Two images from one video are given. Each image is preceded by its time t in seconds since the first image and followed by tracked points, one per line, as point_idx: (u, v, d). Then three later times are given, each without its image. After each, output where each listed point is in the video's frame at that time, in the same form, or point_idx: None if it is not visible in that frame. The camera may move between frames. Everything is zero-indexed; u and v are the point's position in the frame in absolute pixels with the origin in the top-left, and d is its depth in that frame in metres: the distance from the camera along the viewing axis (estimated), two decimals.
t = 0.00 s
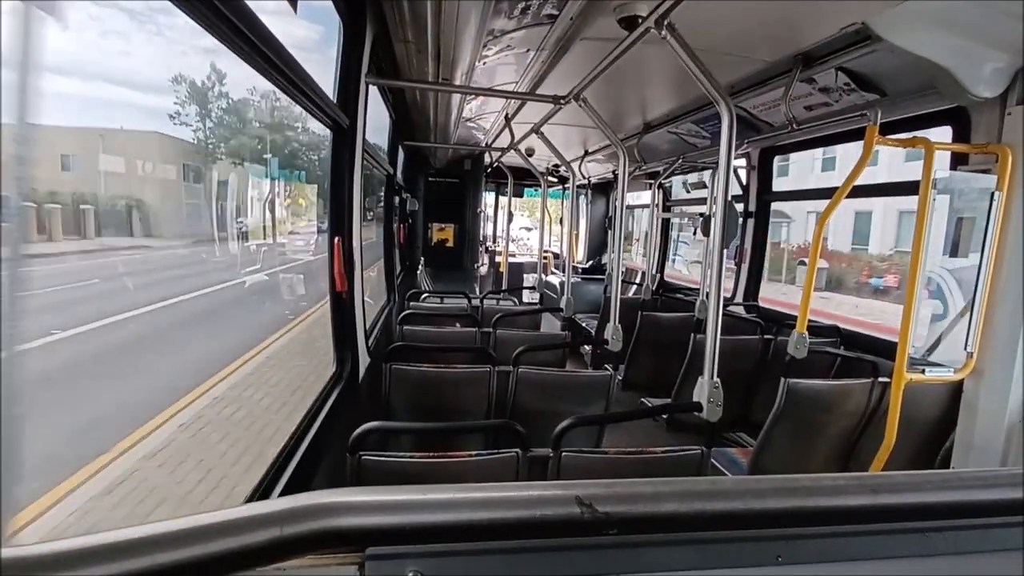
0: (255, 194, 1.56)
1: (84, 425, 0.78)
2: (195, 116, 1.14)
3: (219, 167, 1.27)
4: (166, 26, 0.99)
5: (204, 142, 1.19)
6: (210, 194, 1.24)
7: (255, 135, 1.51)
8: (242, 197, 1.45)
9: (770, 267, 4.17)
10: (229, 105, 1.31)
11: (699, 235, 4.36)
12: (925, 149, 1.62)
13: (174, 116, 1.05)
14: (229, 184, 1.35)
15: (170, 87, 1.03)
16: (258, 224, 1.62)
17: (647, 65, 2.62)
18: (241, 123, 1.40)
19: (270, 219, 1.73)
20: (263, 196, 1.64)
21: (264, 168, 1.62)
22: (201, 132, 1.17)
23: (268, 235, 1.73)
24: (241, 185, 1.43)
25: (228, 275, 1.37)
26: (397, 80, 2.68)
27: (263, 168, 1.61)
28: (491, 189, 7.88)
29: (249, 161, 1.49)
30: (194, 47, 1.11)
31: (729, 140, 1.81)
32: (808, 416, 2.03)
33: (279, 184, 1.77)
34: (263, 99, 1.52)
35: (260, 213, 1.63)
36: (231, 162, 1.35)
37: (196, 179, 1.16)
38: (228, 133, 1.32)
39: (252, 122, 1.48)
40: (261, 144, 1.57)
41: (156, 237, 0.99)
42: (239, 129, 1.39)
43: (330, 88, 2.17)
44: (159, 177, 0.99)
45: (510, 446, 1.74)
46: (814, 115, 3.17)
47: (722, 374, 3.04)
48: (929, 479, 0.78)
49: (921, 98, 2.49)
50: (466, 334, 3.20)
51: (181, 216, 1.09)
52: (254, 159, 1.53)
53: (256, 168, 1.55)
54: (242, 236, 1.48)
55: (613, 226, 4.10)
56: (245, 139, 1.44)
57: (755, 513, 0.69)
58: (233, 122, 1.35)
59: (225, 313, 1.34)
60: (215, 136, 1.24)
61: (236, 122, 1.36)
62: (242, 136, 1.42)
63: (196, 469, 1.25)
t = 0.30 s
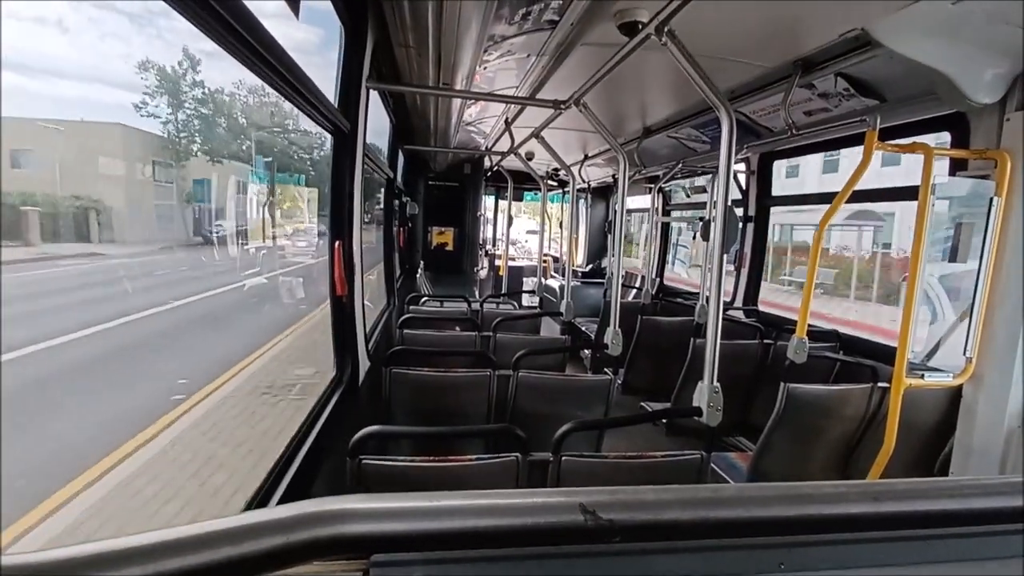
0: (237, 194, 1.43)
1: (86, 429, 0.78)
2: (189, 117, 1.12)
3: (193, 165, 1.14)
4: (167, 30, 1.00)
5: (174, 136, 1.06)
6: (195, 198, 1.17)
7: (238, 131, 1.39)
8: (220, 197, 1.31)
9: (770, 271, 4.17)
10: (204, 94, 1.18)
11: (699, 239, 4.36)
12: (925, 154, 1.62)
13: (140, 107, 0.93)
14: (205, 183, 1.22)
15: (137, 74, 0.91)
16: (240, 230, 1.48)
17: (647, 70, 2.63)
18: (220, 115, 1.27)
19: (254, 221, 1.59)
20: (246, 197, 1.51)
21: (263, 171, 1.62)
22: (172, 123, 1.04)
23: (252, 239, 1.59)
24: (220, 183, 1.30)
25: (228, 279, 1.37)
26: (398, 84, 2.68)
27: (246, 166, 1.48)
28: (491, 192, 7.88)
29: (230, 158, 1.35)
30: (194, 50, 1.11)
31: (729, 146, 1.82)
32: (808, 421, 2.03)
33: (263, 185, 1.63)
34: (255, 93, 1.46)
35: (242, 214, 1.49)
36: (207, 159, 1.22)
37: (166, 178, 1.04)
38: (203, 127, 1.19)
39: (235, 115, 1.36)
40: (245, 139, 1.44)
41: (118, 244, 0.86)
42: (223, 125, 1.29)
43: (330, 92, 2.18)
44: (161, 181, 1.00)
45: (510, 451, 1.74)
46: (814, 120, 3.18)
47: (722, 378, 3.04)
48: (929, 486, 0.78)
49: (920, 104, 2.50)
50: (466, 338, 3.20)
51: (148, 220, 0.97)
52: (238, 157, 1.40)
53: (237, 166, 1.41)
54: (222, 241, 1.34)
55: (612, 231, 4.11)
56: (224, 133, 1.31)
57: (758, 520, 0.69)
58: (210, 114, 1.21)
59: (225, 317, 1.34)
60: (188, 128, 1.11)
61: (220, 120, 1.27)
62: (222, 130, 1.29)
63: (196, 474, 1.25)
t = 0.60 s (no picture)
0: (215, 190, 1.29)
1: (89, 427, 0.79)
2: (186, 116, 1.10)
3: (159, 157, 1.00)
4: (167, 31, 1.00)
5: (139, 125, 0.93)
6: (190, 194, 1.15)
7: (219, 123, 1.27)
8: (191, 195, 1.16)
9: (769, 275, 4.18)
10: (175, 77, 1.05)
11: (698, 243, 4.37)
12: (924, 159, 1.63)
13: (97, 93, 0.80)
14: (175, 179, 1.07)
15: (96, 53, 0.79)
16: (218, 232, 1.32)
17: (649, 73, 2.63)
18: (195, 103, 1.14)
19: (235, 219, 1.44)
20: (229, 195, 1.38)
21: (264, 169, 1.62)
22: (136, 111, 0.91)
23: (234, 239, 1.44)
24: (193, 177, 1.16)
25: (228, 277, 1.37)
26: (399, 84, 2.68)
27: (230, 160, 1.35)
28: (492, 194, 7.89)
29: (207, 150, 1.22)
30: (194, 47, 1.11)
31: (729, 148, 1.82)
32: (805, 424, 2.03)
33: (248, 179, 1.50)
34: (246, 83, 1.39)
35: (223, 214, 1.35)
36: (177, 149, 1.07)
37: (128, 172, 0.89)
38: (176, 116, 1.06)
39: (217, 104, 1.25)
40: (225, 130, 1.30)
41: (69, 249, 0.72)
42: (205, 118, 1.20)
43: (331, 91, 2.18)
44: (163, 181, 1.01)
45: (507, 452, 1.73)
46: (814, 125, 3.19)
47: (720, 382, 3.04)
48: (923, 489, 0.78)
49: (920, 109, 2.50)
50: (464, 338, 3.20)
51: (108, 220, 0.83)
52: (221, 152, 1.29)
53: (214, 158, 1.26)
54: (198, 244, 1.20)
55: (612, 233, 4.11)
56: (198, 123, 1.17)
57: (752, 520, 0.69)
58: (181, 101, 1.08)
59: (225, 315, 1.35)
60: (155, 116, 0.98)
61: (203, 113, 1.18)
62: (197, 119, 1.16)
63: (195, 472, 1.25)
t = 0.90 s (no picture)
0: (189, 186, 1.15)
1: (88, 430, 0.78)
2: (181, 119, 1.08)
3: (115, 151, 0.85)
4: (163, 34, 0.99)
5: (88, 114, 0.77)
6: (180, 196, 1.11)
7: (198, 114, 1.16)
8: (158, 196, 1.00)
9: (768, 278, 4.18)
10: (138, 59, 0.91)
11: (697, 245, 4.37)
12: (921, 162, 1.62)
13: (40, 76, 0.64)
14: (139, 176, 0.92)
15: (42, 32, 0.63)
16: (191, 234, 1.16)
17: (647, 76, 2.64)
18: (162, 90, 1.00)
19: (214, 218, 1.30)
20: (206, 193, 1.24)
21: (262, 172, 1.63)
22: (88, 98, 0.76)
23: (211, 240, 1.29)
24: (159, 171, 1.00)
25: (227, 281, 1.37)
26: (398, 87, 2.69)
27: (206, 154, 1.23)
28: (491, 196, 7.90)
29: (177, 139, 1.08)
30: (191, 49, 1.11)
31: (727, 152, 1.82)
32: (802, 427, 2.03)
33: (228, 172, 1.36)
34: (232, 71, 1.31)
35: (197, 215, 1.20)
36: (141, 143, 0.94)
37: (80, 168, 0.75)
38: (138, 105, 0.92)
39: (196, 97, 1.15)
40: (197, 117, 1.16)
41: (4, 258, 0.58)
42: (182, 113, 1.09)
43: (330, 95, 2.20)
44: (164, 185, 1.02)
45: (505, 456, 1.73)
46: (812, 128, 3.19)
47: (719, 384, 3.04)
48: (917, 495, 0.78)
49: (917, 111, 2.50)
50: (463, 342, 3.20)
51: (56, 227, 0.69)
52: (199, 147, 1.19)
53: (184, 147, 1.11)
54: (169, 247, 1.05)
55: (611, 235, 4.11)
56: (164, 109, 1.01)
57: (745, 527, 0.69)
58: (144, 88, 0.93)
59: (223, 319, 1.34)
60: (112, 105, 0.83)
61: (180, 107, 1.07)
62: (161, 109, 1.01)
63: (193, 476, 1.25)
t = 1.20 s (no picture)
0: (159, 185, 1.02)
1: (87, 433, 0.78)
2: (179, 121, 1.07)
3: (59, 140, 0.69)
4: (161, 35, 0.99)
5: (26, 96, 0.64)
6: (169, 202, 1.06)
7: (175, 107, 1.06)
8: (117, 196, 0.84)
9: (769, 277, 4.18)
10: (89, 34, 0.77)
11: (698, 244, 4.37)
12: (922, 159, 1.62)
13: None
14: (93, 171, 0.77)
15: None
16: (159, 238, 1.01)
17: (646, 75, 2.63)
18: (121, 74, 0.85)
19: (193, 219, 1.17)
20: (179, 191, 1.10)
21: (262, 175, 1.62)
22: (25, 75, 0.64)
23: (187, 245, 1.14)
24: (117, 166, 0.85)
25: (227, 284, 1.37)
26: (397, 90, 2.70)
27: (181, 151, 1.10)
28: (491, 198, 7.92)
29: (144, 129, 0.94)
30: (190, 51, 1.10)
31: (727, 150, 1.81)
32: (805, 426, 2.03)
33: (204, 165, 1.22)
34: (215, 62, 1.22)
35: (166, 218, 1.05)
36: (99, 135, 0.79)
37: (17, 158, 0.61)
38: (89, 88, 0.78)
39: (173, 89, 1.04)
40: (168, 106, 1.03)
41: None
42: (156, 105, 0.99)
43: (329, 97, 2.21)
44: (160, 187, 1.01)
45: (507, 457, 1.72)
46: (812, 126, 3.19)
47: (720, 383, 3.04)
48: (924, 492, 0.77)
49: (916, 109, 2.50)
50: (464, 343, 3.20)
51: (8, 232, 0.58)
52: (174, 142, 1.07)
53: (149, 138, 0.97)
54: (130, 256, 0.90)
55: (612, 235, 4.11)
56: (122, 95, 0.87)
57: (751, 526, 0.68)
58: (95, 71, 0.79)
59: (224, 322, 1.34)
60: (57, 89, 0.69)
61: (155, 99, 0.97)
62: (119, 97, 0.86)
63: (196, 479, 1.25)
